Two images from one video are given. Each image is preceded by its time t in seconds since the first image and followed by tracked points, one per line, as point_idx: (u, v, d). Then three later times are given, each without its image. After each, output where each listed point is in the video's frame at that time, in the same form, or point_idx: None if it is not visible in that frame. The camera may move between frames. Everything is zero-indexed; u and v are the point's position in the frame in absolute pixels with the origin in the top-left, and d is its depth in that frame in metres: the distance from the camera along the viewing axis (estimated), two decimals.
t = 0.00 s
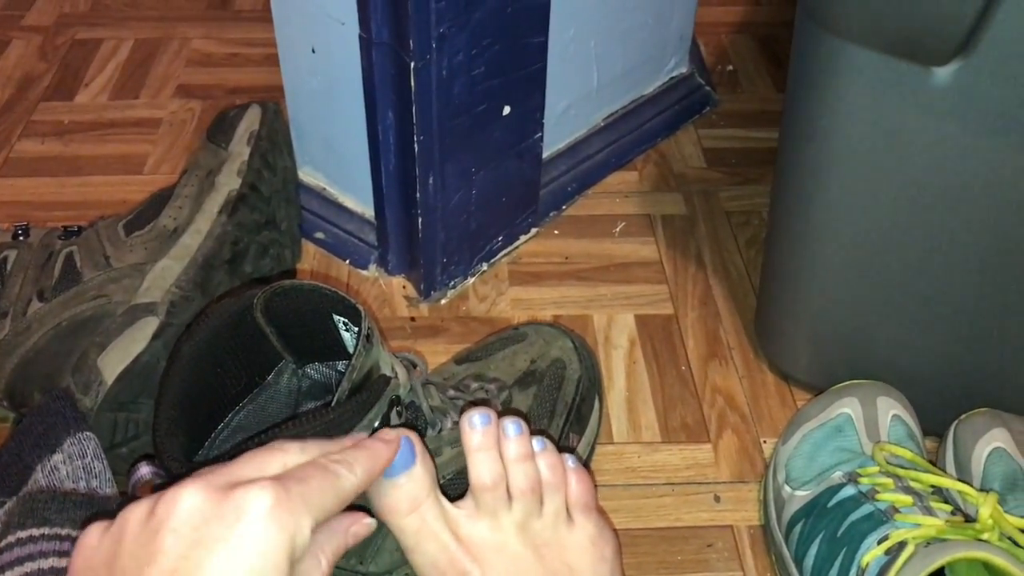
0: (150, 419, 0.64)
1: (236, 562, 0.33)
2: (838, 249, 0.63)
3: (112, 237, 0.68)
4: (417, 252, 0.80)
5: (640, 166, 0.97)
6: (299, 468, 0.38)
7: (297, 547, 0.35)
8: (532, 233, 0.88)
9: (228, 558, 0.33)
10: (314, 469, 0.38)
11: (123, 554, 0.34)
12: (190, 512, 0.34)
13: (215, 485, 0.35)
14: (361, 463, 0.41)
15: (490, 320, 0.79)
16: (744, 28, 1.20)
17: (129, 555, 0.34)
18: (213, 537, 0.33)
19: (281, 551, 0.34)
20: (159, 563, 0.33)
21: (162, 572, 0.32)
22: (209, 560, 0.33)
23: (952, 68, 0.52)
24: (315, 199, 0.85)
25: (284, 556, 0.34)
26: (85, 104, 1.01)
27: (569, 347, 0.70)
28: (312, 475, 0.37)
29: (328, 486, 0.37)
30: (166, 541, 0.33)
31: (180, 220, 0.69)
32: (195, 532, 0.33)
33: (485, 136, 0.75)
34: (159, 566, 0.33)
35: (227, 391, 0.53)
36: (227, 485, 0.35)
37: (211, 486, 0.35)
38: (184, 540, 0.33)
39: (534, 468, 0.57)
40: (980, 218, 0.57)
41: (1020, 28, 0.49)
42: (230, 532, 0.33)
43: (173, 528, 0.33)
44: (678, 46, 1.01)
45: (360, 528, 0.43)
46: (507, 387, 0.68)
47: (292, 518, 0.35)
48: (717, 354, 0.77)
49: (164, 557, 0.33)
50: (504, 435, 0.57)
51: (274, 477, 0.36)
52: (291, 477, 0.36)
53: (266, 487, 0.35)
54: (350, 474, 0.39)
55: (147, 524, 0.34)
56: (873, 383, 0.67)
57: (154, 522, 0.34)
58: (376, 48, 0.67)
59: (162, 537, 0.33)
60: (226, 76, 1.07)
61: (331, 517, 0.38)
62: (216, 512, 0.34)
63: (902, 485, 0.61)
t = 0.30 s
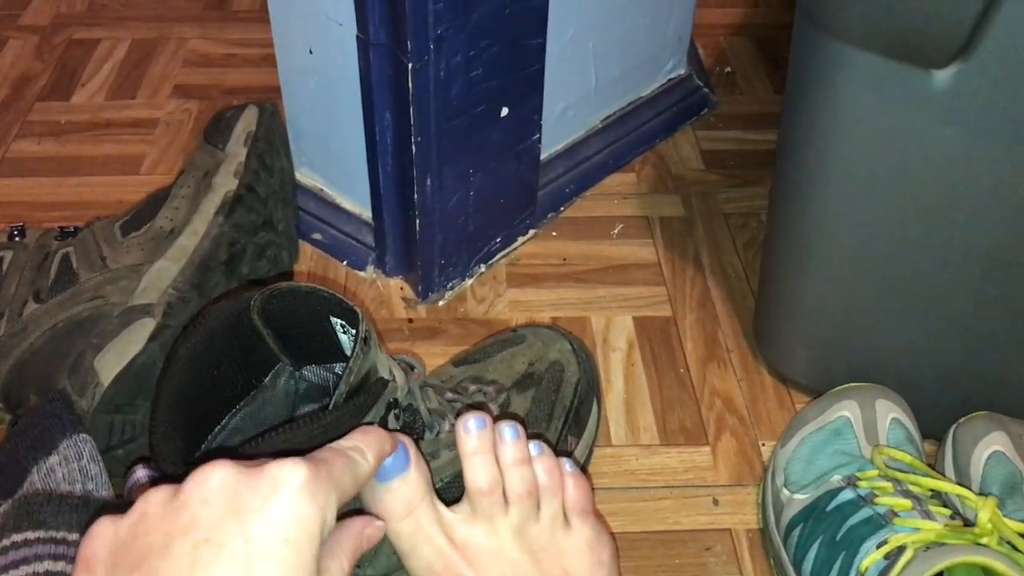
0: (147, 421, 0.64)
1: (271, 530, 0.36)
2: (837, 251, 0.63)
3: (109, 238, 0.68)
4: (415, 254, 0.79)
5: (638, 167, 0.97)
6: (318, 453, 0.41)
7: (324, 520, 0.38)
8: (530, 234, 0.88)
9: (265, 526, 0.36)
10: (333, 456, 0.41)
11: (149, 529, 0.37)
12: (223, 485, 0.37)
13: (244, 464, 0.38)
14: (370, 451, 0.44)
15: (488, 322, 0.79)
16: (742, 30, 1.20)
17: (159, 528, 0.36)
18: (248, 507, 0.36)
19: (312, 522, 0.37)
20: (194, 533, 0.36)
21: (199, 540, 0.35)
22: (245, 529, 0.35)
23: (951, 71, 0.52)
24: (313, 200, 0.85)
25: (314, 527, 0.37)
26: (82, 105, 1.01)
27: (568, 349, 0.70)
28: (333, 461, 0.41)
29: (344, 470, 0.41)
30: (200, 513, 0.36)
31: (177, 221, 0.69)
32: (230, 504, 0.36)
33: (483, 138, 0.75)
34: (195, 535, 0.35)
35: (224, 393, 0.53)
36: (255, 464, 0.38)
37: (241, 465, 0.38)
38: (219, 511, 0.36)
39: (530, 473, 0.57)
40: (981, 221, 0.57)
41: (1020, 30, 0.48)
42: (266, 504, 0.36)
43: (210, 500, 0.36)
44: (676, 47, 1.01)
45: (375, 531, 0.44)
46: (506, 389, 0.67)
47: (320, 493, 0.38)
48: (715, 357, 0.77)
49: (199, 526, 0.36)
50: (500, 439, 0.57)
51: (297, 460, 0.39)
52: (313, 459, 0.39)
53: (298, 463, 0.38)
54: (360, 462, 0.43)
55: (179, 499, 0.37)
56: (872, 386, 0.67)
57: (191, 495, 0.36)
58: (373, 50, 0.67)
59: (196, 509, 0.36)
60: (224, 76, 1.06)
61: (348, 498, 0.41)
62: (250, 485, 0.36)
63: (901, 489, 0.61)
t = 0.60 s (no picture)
0: (153, 421, 0.65)
1: (273, 550, 0.38)
2: (838, 252, 0.63)
3: (117, 239, 0.68)
4: (419, 255, 0.80)
5: (640, 170, 0.98)
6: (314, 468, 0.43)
7: (326, 532, 0.40)
8: (533, 236, 0.89)
9: (267, 547, 0.38)
10: (327, 465, 0.43)
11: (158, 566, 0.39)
12: (222, 515, 0.39)
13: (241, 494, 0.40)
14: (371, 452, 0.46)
15: (492, 323, 0.80)
16: (744, 33, 1.21)
17: (166, 563, 0.38)
18: (249, 532, 0.38)
19: (311, 536, 0.39)
20: (198, 562, 0.38)
21: (204, 567, 0.37)
22: (248, 552, 0.38)
23: (953, 73, 0.52)
24: (318, 201, 0.86)
25: (314, 541, 0.39)
26: (88, 107, 1.01)
27: (571, 349, 0.71)
28: (328, 471, 0.42)
29: (343, 479, 0.43)
30: (202, 543, 0.38)
31: (184, 222, 0.69)
32: (231, 531, 0.38)
33: (487, 140, 0.76)
34: (199, 563, 0.38)
35: (232, 392, 0.53)
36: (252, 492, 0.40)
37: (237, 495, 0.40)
38: (220, 539, 0.38)
39: (534, 472, 0.57)
40: (982, 223, 0.57)
41: (1020, 33, 0.49)
42: (266, 526, 0.38)
43: (210, 531, 0.38)
44: (678, 50, 1.01)
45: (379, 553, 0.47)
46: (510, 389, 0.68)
47: (318, 508, 0.40)
48: (717, 357, 0.77)
49: (203, 555, 0.38)
50: (505, 439, 0.57)
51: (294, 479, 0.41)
52: (309, 476, 0.41)
53: (292, 484, 0.40)
54: (360, 467, 0.45)
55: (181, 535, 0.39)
56: (874, 386, 0.67)
57: (191, 531, 0.38)
58: (379, 53, 0.68)
59: (198, 539, 0.38)
60: (228, 78, 1.07)
61: (350, 506, 0.43)
62: (248, 510, 0.39)
63: (902, 488, 0.61)
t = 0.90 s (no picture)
0: (153, 425, 0.65)
1: None
2: (839, 256, 0.63)
3: (118, 242, 0.69)
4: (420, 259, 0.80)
5: (641, 173, 0.98)
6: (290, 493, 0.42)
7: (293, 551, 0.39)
8: (534, 240, 0.89)
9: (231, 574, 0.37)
10: (303, 487, 0.42)
11: None
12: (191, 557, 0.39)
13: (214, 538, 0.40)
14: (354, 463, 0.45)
15: (493, 326, 0.80)
16: (746, 37, 1.21)
17: None
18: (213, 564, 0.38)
19: (275, 555, 0.38)
20: None
21: None
22: None
23: (954, 77, 0.52)
24: (319, 205, 0.86)
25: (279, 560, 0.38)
26: (89, 110, 1.01)
27: (572, 353, 0.71)
28: (302, 492, 0.42)
29: (317, 498, 0.42)
30: None
31: (185, 226, 0.70)
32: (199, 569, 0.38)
33: (488, 144, 0.76)
34: None
35: (233, 396, 0.53)
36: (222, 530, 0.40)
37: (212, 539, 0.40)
38: None
39: (536, 475, 0.57)
40: (983, 226, 0.57)
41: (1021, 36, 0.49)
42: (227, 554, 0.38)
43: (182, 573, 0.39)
44: (679, 54, 1.01)
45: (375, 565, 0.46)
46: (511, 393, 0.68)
47: (282, 527, 0.39)
48: (719, 361, 0.77)
49: None
50: (506, 442, 0.57)
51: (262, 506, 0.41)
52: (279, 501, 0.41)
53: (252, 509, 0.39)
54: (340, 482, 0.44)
55: None
56: (876, 390, 0.67)
57: None
58: (380, 57, 0.68)
59: None
60: (230, 82, 1.07)
61: (329, 524, 0.42)
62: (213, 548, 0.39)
63: (903, 492, 0.61)
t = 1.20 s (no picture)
0: (152, 427, 0.65)
1: None
2: (838, 259, 0.63)
3: (116, 245, 0.68)
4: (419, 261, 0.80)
5: (641, 176, 0.98)
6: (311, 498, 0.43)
7: (325, 562, 0.40)
8: (533, 242, 0.89)
9: None
10: (325, 494, 0.43)
11: None
12: (218, 556, 0.39)
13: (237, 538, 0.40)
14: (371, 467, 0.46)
15: (491, 329, 0.80)
16: (745, 39, 1.21)
17: None
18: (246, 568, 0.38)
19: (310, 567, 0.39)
20: None
21: None
22: None
23: (952, 80, 0.52)
24: (318, 207, 0.85)
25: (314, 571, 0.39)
26: (88, 113, 1.01)
27: (571, 355, 0.71)
28: (325, 498, 0.43)
29: (342, 506, 0.43)
30: None
31: (184, 229, 0.70)
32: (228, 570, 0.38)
33: (487, 146, 0.76)
34: None
35: (231, 400, 0.53)
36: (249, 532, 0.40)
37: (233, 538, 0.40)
38: None
39: (538, 478, 0.57)
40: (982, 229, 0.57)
41: (1019, 38, 0.49)
42: (263, 562, 0.39)
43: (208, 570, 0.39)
44: (678, 56, 1.01)
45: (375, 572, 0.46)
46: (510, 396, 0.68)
47: (313, 538, 0.40)
48: (718, 363, 0.77)
49: None
50: (508, 444, 0.57)
51: (287, 512, 0.41)
52: (305, 508, 0.42)
53: (285, 519, 0.40)
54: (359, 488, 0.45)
55: None
56: (875, 392, 0.67)
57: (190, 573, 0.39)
58: (379, 59, 0.68)
59: None
60: (228, 85, 1.07)
61: (350, 533, 0.43)
62: (243, 551, 0.39)
63: (903, 494, 0.61)
